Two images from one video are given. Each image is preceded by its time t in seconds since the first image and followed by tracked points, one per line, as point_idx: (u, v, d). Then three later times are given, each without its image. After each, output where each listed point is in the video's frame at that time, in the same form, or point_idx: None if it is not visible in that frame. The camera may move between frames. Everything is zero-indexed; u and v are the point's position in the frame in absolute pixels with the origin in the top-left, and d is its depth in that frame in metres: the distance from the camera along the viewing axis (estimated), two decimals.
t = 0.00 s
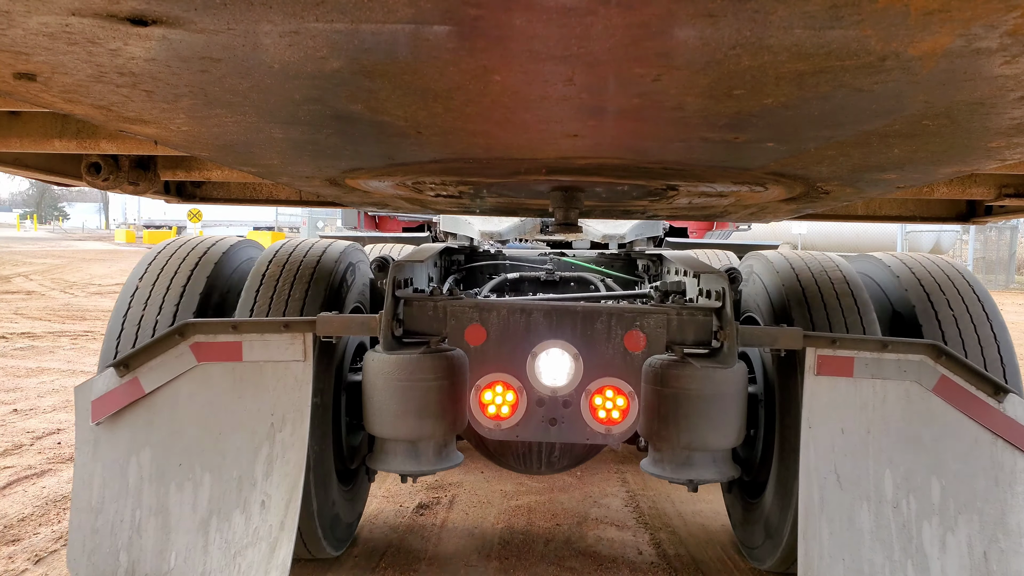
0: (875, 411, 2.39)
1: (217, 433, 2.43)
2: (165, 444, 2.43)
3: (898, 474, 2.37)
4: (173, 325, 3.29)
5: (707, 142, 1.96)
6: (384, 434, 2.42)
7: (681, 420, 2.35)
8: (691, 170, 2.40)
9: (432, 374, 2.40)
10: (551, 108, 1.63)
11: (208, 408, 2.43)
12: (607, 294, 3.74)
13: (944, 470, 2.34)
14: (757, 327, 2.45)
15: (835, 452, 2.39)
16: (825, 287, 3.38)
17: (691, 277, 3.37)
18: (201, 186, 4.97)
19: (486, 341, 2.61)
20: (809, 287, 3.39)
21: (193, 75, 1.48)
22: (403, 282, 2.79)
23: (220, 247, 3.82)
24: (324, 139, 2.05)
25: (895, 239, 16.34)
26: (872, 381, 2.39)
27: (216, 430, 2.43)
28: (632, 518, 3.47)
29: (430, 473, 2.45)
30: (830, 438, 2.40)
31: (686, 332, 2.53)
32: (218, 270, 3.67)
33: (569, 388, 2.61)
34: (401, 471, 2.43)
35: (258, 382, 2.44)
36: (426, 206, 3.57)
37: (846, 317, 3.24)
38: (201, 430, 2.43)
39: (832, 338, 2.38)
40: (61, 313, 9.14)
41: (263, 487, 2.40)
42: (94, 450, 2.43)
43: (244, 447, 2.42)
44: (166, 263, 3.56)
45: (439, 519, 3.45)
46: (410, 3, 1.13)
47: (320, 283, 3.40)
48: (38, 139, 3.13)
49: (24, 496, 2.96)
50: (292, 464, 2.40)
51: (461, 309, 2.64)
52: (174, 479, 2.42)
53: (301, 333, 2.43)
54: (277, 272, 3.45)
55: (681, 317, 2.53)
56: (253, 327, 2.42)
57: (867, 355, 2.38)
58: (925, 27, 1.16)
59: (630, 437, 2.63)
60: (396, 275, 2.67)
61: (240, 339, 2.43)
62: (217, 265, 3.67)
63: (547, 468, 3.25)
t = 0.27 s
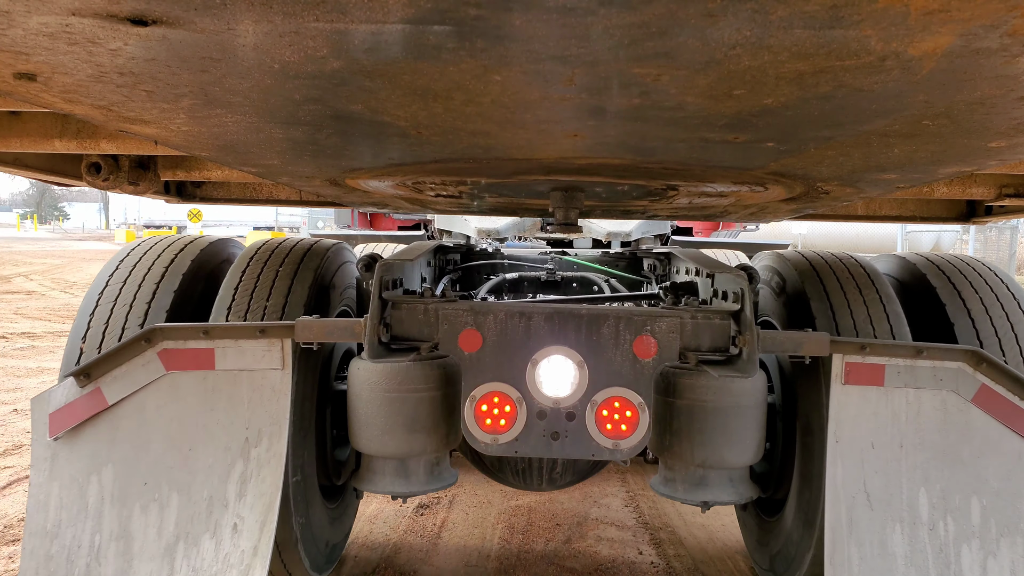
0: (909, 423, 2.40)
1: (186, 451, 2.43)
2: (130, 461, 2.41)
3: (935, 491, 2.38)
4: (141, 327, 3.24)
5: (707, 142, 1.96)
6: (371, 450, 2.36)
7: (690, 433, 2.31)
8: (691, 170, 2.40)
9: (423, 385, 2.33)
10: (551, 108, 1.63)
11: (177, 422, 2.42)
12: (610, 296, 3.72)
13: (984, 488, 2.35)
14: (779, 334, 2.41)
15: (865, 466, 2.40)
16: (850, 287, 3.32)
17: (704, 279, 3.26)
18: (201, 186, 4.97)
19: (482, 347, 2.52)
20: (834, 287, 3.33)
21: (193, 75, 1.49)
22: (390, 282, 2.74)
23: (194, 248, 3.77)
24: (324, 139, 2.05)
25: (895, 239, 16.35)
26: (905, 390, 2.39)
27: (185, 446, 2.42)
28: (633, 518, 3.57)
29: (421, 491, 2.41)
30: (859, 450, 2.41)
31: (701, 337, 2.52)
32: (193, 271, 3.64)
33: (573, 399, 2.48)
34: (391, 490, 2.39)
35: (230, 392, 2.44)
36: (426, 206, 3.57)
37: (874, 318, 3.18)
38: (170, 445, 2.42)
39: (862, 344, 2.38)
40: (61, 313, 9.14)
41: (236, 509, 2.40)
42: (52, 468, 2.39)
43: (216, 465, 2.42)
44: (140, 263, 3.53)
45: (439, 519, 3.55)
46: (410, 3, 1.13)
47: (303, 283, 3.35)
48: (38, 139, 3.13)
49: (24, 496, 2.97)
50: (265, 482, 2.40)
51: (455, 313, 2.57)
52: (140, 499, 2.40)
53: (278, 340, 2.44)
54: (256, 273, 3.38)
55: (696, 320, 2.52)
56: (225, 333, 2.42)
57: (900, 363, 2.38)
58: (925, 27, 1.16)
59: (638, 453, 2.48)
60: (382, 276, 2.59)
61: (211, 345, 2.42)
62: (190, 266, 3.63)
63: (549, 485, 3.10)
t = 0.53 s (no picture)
0: (934, 434, 2.39)
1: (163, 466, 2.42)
2: (105, 475, 2.40)
3: (963, 508, 2.38)
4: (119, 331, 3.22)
5: (707, 142, 1.96)
6: (361, 462, 2.32)
7: (699, 446, 2.27)
8: (691, 170, 2.40)
9: (416, 394, 2.29)
10: (551, 108, 1.64)
11: (154, 433, 2.42)
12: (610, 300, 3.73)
13: (1016, 503, 2.36)
14: (796, 338, 2.40)
15: (888, 479, 2.40)
16: (863, 281, 3.34)
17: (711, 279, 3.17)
18: (201, 186, 4.97)
19: (479, 353, 2.39)
20: (847, 281, 3.34)
21: (194, 75, 1.49)
22: (381, 285, 2.69)
23: (176, 248, 3.75)
24: (324, 139, 2.05)
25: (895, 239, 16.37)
26: (929, 399, 2.38)
27: (162, 460, 2.42)
28: (630, 520, 3.73)
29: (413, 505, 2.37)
30: (881, 463, 2.40)
31: (713, 343, 2.42)
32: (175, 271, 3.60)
33: (576, 409, 2.33)
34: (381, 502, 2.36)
35: (210, 402, 2.43)
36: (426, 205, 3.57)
37: (888, 308, 3.18)
38: (147, 458, 2.41)
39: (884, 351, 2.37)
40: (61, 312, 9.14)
41: (218, 526, 2.39)
42: (22, 481, 2.40)
43: (195, 480, 2.41)
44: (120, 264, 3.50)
45: (440, 520, 3.71)
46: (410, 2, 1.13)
47: (289, 289, 3.28)
48: (38, 139, 3.12)
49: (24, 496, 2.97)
50: (246, 496, 2.40)
51: (450, 317, 2.44)
52: (116, 515, 2.40)
53: (261, 346, 2.43)
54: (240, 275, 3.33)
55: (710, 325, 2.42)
56: (205, 339, 2.41)
57: (924, 370, 2.37)
58: (926, 28, 1.16)
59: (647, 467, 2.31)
60: (372, 278, 2.54)
61: (190, 351, 2.41)
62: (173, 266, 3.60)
63: (549, 497, 3.00)
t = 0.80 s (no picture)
0: (961, 448, 2.40)
1: (139, 480, 2.41)
2: (80, 489, 2.40)
3: (992, 526, 2.38)
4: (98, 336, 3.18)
5: (707, 142, 1.96)
6: (351, 474, 2.32)
7: (712, 458, 2.27)
8: (691, 170, 2.40)
9: (411, 402, 2.31)
10: (550, 108, 1.64)
11: (131, 445, 2.41)
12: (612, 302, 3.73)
13: None
14: (813, 344, 2.35)
15: (912, 495, 2.40)
16: (877, 281, 3.30)
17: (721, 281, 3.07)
18: (201, 186, 4.97)
19: (477, 360, 2.30)
20: (861, 283, 3.30)
21: (194, 75, 1.49)
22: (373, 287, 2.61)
23: (157, 249, 3.71)
24: (325, 139, 2.06)
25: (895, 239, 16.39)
26: (954, 410, 2.39)
27: (139, 473, 2.41)
28: (632, 519, 3.77)
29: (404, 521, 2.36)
30: (905, 477, 2.41)
31: (726, 349, 2.38)
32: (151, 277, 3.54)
33: (579, 420, 2.23)
34: (373, 519, 2.34)
35: (190, 411, 2.43)
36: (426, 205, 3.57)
37: (904, 307, 3.14)
38: (124, 472, 2.41)
39: (909, 359, 2.37)
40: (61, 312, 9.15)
41: (196, 544, 2.39)
42: None
43: (174, 495, 2.41)
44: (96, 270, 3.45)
45: (441, 520, 3.75)
46: (410, 3, 1.13)
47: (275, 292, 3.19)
48: (38, 139, 3.12)
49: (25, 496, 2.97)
50: (228, 512, 2.39)
51: (446, 323, 2.36)
52: (91, 531, 2.39)
53: (244, 352, 2.42)
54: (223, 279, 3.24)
55: (723, 329, 2.38)
56: (184, 346, 2.41)
57: (950, 380, 2.37)
58: (926, 28, 1.16)
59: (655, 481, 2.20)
60: (361, 280, 2.44)
61: (169, 359, 2.41)
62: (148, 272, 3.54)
63: (551, 510, 2.96)
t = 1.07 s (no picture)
0: (991, 462, 2.32)
1: (114, 496, 2.31)
2: (48, 507, 2.28)
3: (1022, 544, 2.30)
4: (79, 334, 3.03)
5: (707, 142, 1.96)
6: (337, 488, 2.26)
7: (725, 471, 2.20)
8: (691, 170, 2.41)
9: (401, 412, 2.25)
10: (550, 108, 1.64)
11: (104, 460, 2.31)
12: (614, 305, 3.72)
13: None
14: (834, 351, 2.27)
15: (939, 511, 2.33)
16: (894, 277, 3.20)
17: (733, 283, 2.96)
18: (201, 186, 4.98)
19: (473, 368, 2.18)
20: (878, 280, 3.19)
21: (193, 75, 1.49)
22: (361, 290, 2.47)
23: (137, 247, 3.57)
24: (325, 139, 2.06)
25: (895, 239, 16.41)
26: (982, 420, 2.31)
27: (113, 489, 2.31)
28: (632, 518, 3.78)
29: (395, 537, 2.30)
30: (931, 492, 2.34)
31: (741, 357, 2.25)
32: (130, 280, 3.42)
33: (581, 432, 2.13)
34: (361, 535, 2.29)
35: (169, 423, 2.34)
36: (426, 205, 3.58)
37: (924, 304, 3.05)
38: (96, 488, 2.31)
39: (934, 366, 2.29)
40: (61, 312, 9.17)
41: (175, 563, 2.30)
42: None
43: (151, 512, 2.32)
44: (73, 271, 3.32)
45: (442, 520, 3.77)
46: (410, 3, 1.12)
47: (260, 296, 3.11)
48: (38, 139, 3.12)
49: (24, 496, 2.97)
50: (209, 529, 2.31)
51: (440, 328, 2.23)
52: (61, 550, 2.28)
53: (225, 360, 2.33)
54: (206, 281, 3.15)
55: (736, 335, 2.25)
56: (161, 353, 2.31)
57: (979, 389, 2.29)
58: (925, 28, 1.16)
59: (663, 497, 2.11)
60: (351, 282, 2.30)
61: (145, 367, 2.31)
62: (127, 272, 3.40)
63: (552, 523, 2.76)
